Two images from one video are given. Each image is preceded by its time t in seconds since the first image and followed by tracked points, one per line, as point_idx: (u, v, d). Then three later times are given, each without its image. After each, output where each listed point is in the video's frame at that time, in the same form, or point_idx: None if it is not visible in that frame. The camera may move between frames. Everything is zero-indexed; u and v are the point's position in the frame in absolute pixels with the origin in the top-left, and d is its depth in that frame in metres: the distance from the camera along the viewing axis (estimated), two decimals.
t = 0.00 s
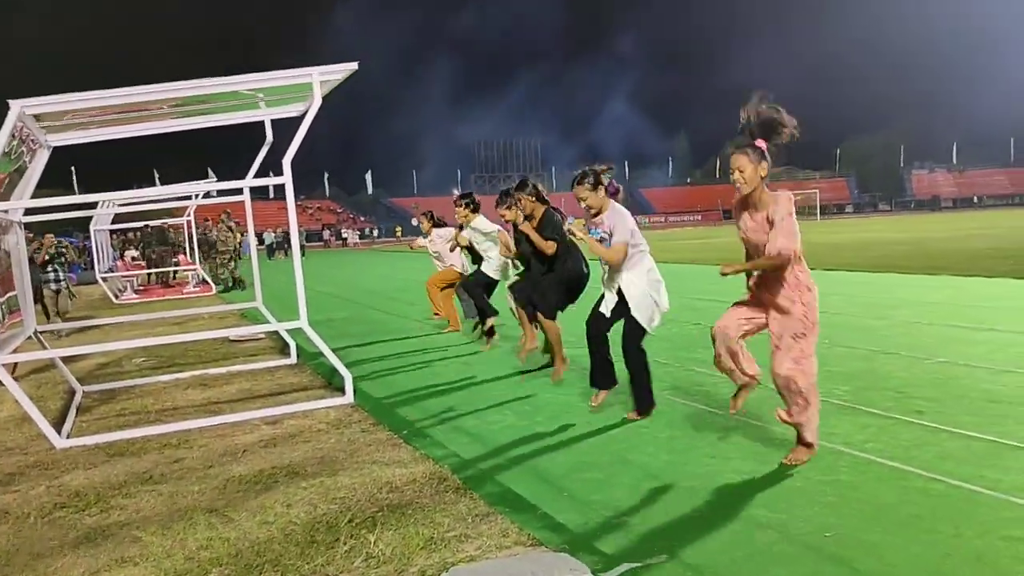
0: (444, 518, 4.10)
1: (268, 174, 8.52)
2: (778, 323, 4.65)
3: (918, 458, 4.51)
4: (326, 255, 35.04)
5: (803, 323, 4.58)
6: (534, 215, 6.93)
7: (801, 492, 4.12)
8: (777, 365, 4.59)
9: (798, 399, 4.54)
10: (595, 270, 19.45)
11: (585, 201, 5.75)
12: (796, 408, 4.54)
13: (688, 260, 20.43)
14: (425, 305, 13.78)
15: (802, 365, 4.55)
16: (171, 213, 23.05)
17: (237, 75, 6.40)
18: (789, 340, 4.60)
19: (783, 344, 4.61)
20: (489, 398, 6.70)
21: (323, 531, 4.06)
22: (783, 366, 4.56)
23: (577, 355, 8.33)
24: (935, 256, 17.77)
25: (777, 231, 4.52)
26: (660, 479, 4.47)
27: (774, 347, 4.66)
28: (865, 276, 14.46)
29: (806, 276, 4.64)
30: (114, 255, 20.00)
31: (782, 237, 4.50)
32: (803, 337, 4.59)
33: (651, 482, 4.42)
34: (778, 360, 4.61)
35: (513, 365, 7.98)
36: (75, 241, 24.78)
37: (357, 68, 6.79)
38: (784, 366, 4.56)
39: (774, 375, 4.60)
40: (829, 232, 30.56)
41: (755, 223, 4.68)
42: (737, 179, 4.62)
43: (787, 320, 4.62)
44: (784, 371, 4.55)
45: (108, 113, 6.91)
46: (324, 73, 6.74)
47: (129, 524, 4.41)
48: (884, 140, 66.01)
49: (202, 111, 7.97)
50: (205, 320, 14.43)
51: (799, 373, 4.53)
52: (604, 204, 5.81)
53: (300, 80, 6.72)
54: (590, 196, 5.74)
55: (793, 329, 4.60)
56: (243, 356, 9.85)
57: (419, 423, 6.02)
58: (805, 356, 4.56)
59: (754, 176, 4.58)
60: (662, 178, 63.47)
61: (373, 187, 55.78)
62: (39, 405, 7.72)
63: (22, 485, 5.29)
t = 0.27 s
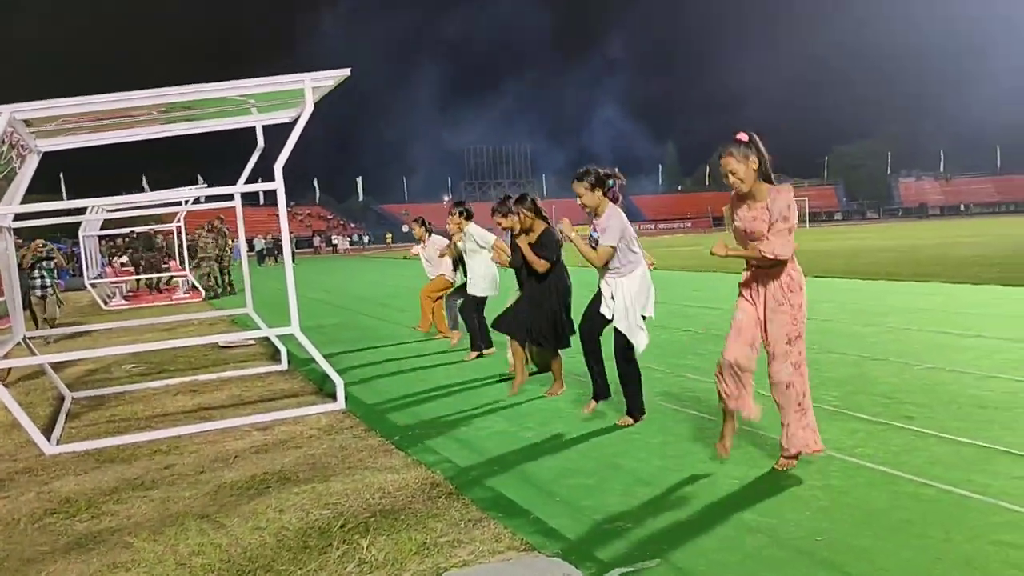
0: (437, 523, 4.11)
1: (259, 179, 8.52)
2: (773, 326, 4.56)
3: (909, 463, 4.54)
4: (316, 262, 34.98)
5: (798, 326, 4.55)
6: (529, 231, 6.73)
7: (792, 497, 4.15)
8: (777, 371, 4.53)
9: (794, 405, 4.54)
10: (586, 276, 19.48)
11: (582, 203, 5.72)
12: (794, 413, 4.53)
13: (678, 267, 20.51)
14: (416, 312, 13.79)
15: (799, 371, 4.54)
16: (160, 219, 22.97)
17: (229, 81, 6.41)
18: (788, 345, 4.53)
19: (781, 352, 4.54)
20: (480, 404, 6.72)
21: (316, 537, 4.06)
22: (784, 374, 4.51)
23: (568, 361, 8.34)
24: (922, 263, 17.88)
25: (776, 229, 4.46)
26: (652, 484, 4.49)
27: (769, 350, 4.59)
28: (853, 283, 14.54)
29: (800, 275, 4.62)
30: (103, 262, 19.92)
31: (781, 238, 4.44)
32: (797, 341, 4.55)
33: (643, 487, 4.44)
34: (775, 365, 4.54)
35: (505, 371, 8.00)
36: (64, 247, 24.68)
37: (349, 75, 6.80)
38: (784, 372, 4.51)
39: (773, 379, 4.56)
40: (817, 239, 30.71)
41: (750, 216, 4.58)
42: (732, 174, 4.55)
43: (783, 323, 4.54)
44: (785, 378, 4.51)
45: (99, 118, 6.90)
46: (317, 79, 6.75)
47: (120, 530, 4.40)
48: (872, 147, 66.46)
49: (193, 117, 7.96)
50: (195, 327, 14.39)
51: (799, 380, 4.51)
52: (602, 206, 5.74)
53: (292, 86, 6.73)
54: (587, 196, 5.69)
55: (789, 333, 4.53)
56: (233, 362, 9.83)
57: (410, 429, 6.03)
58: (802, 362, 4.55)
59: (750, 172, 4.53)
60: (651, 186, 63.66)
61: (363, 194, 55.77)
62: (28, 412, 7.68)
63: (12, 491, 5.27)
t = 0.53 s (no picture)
0: (423, 530, 4.12)
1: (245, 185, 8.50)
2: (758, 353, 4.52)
3: (890, 471, 4.60)
4: (300, 268, 34.86)
5: (783, 353, 4.51)
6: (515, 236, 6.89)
7: (776, 505, 4.19)
8: (757, 396, 4.51)
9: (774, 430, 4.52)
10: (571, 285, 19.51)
11: (566, 226, 5.73)
12: (773, 438, 4.52)
13: (662, 276, 20.59)
14: (401, 319, 13.78)
15: (780, 397, 4.51)
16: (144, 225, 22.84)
17: (217, 86, 6.41)
18: (773, 371, 4.48)
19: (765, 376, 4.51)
20: (466, 411, 6.73)
21: (301, 544, 4.06)
22: (764, 400, 4.49)
23: (554, 369, 8.37)
24: (904, 274, 18.03)
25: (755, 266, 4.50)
26: (637, 492, 4.52)
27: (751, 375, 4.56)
28: (836, 293, 14.64)
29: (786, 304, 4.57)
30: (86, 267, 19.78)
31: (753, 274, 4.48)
32: (783, 368, 4.51)
33: (628, 495, 4.47)
34: (756, 393, 4.51)
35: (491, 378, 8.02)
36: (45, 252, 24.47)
37: (337, 82, 6.82)
38: (764, 398, 4.49)
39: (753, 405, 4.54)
40: (800, 250, 30.93)
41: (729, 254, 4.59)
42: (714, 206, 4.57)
43: (768, 349, 4.50)
44: (764, 404, 4.49)
45: (85, 122, 6.88)
46: (304, 86, 6.77)
47: (104, 536, 4.37)
48: (854, 159, 67.07)
49: (179, 122, 7.95)
50: (178, 333, 14.31)
51: (778, 406, 4.48)
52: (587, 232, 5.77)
53: (279, 92, 6.75)
54: (569, 218, 5.71)
55: (776, 359, 4.49)
56: (218, 368, 9.79)
57: (396, 436, 6.03)
58: (783, 388, 4.53)
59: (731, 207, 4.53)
60: (636, 195, 63.90)
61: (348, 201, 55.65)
62: (9, 418, 7.61)
63: None
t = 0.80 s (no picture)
0: (405, 538, 4.11)
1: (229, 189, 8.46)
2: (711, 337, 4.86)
3: (869, 481, 4.64)
4: (283, 273, 34.70)
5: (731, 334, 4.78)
6: (488, 237, 7.32)
7: (756, 513, 4.21)
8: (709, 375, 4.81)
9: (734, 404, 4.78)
10: (554, 291, 19.55)
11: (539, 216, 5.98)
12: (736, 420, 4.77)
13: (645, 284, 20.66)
14: (383, 324, 13.75)
15: (734, 375, 4.79)
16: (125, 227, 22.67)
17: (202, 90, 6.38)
18: (721, 351, 4.80)
19: (718, 356, 4.81)
20: (449, 418, 6.73)
21: (283, 551, 4.04)
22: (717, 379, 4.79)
23: (537, 376, 8.38)
24: (883, 284, 18.20)
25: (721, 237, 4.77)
26: (619, 499, 4.53)
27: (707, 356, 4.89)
28: (817, 302, 14.76)
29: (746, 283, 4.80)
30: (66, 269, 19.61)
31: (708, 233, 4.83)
32: (733, 348, 4.78)
33: (610, 502, 4.48)
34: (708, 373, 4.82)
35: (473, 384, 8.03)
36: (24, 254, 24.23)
37: (323, 88, 6.82)
38: (716, 376, 4.79)
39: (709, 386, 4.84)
40: (781, 259, 31.17)
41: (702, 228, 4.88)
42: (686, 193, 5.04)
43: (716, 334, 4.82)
44: (717, 381, 4.79)
45: (68, 125, 6.82)
46: (290, 91, 6.76)
47: (82, 543, 4.34)
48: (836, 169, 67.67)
49: (163, 125, 7.92)
50: (159, 337, 14.20)
51: (731, 383, 4.78)
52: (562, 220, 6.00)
53: (265, 97, 6.73)
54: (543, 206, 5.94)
55: (721, 340, 4.80)
56: (199, 373, 9.73)
57: (378, 442, 6.02)
58: (739, 368, 4.79)
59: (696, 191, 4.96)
60: (620, 203, 64.14)
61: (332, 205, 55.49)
62: None
63: None
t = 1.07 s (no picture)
0: (387, 542, 4.09)
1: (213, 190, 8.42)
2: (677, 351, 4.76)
3: (850, 486, 4.66)
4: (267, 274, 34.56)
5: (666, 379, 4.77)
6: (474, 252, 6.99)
7: (738, 518, 4.23)
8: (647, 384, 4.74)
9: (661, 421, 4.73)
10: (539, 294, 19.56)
11: (523, 236, 5.86)
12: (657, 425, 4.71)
13: (630, 288, 20.71)
14: (368, 326, 13.71)
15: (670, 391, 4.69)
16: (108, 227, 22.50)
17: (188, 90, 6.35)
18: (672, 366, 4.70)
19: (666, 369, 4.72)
20: (433, 421, 6.71)
21: (263, 555, 4.02)
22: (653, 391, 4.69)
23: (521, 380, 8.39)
24: (867, 290, 18.33)
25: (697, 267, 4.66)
26: (602, 504, 4.54)
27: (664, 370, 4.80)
28: (801, 307, 14.85)
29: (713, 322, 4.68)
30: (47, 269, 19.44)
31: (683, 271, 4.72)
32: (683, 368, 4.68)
33: (592, 506, 4.49)
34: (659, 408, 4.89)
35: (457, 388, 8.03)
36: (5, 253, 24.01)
37: (309, 89, 6.81)
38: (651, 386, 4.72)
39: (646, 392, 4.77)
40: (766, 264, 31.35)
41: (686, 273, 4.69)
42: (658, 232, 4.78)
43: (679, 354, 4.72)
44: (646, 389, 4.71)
45: (51, 123, 6.77)
46: (276, 92, 6.74)
47: (59, 546, 4.29)
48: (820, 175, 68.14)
49: (147, 125, 7.87)
50: (141, 338, 14.10)
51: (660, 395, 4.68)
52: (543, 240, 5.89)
53: (250, 98, 6.70)
54: (529, 228, 5.85)
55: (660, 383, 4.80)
56: (181, 375, 9.67)
57: (362, 445, 6.00)
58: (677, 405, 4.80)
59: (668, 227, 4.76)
60: (606, 207, 64.31)
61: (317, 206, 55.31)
62: None
63: None
